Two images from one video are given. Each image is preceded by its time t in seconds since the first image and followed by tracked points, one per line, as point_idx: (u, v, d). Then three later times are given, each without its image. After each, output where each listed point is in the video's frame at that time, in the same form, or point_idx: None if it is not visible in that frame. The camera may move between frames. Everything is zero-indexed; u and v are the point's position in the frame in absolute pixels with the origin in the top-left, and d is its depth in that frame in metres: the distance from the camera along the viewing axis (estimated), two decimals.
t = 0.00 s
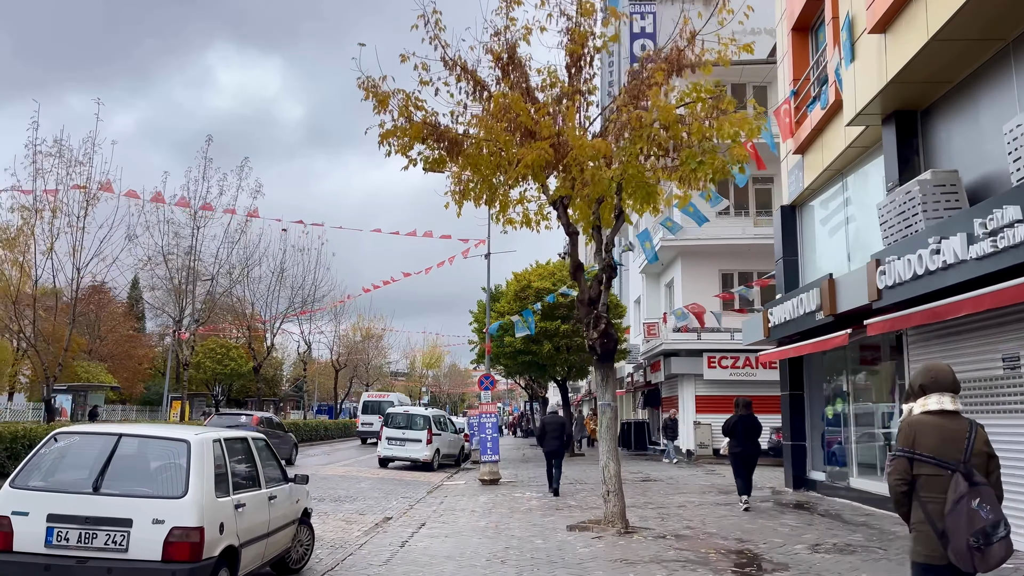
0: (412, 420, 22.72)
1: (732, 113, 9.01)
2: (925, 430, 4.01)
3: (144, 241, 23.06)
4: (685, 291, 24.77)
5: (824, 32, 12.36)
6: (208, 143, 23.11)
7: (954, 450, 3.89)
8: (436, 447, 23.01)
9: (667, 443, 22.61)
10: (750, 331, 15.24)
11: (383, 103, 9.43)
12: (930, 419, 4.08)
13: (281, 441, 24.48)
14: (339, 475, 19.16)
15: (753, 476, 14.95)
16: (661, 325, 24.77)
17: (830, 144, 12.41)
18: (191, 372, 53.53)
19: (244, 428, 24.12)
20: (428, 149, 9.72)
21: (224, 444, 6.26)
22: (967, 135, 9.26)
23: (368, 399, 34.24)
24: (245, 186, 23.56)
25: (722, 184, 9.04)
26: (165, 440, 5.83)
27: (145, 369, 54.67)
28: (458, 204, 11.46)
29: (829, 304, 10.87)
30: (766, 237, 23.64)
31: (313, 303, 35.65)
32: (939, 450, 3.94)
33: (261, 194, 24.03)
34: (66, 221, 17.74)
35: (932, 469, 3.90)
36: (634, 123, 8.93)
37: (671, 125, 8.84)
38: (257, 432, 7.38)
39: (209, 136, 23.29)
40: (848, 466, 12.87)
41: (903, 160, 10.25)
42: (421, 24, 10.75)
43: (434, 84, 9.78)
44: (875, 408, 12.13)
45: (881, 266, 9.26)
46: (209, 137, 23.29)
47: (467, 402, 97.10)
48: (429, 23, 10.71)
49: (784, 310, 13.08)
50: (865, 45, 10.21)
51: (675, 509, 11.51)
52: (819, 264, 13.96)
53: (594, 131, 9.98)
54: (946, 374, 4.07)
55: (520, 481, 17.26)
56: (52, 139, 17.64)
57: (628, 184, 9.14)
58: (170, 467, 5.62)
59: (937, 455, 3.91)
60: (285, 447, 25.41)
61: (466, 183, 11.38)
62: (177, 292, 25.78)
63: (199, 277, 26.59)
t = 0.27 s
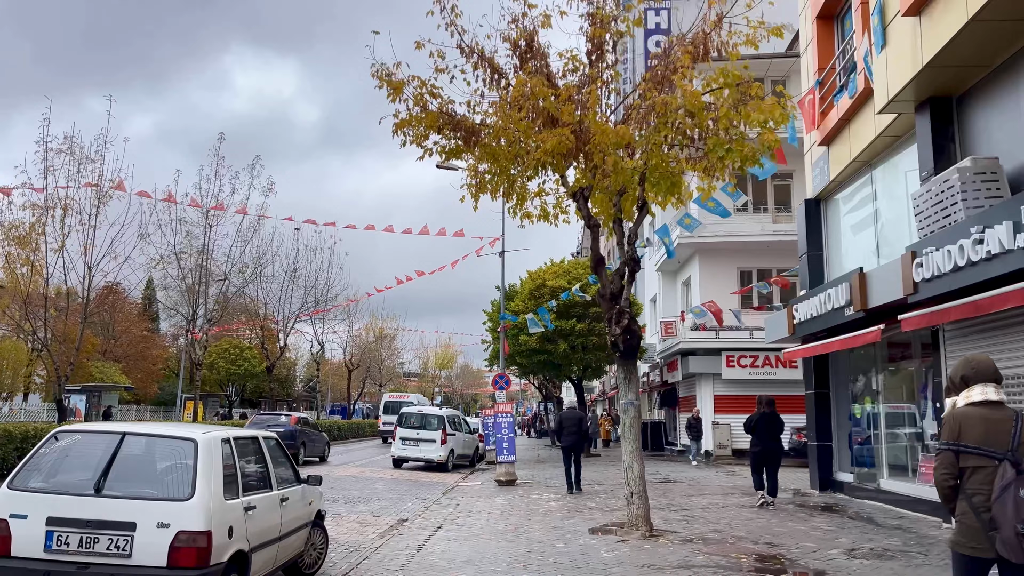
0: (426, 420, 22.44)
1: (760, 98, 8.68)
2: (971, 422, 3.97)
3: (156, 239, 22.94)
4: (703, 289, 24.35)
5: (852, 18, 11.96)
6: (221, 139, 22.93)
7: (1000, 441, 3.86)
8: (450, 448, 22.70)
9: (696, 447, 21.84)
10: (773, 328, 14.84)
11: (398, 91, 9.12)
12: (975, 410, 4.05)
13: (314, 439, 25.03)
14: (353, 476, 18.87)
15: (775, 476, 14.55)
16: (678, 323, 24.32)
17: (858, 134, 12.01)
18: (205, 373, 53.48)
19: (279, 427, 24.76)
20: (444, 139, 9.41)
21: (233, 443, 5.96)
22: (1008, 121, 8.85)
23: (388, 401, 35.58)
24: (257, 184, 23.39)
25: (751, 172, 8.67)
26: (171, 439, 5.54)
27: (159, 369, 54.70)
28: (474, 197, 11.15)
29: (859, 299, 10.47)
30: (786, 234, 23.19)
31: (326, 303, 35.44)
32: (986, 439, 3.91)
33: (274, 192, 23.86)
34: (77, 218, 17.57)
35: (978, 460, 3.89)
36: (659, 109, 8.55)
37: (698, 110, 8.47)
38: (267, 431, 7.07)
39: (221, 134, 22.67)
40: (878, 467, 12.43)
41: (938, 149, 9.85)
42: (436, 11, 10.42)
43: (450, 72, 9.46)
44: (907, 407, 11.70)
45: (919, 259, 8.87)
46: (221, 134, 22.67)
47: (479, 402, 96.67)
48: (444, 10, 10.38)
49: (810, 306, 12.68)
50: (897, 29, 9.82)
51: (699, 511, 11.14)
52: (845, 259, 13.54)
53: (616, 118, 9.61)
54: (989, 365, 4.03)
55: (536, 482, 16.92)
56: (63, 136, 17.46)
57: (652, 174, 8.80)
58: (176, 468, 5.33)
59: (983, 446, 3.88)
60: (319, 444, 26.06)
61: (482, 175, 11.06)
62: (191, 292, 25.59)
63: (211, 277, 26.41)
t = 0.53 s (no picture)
0: (437, 421, 22.14)
1: (789, 86, 8.33)
2: (1005, 438, 3.93)
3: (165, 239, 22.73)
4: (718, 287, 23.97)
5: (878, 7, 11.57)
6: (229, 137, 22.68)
7: None
8: (462, 449, 22.38)
9: (722, 449, 21.20)
10: (795, 328, 14.44)
11: (411, 81, 8.79)
12: (1009, 424, 4.00)
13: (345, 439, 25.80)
14: (364, 478, 18.59)
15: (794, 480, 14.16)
16: (693, 322, 23.93)
17: (885, 126, 11.62)
18: (215, 373, 53.40)
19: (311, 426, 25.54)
20: (460, 131, 9.08)
21: (240, 448, 5.65)
22: None
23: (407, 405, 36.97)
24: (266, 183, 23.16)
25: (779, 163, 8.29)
26: (174, 445, 5.22)
27: (169, 369, 54.68)
28: (489, 192, 10.83)
29: (890, 297, 10.08)
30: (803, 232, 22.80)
31: (336, 302, 35.17)
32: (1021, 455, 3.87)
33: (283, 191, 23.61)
34: (85, 217, 17.36)
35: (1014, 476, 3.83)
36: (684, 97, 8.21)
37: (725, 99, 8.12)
38: (276, 435, 6.76)
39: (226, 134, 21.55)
40: (907, 471, 12.02)
41: (973, 140, 9.45)
42: None
43: (465, 62, 9.13)
44: (937, 409, 11.28)
45: (956, 255, 8.50)
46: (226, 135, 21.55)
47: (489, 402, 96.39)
48: None
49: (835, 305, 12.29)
50: (929, 16, 9.43)
51: (722, 516, 10.76)
52: (870, 256, 13.14)
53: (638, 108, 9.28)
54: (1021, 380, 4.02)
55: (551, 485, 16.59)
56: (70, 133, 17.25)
57: (676, 166, 8.47)
58: (179, 475, 5.02)
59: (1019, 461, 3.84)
60: (349, 442, 26.87)
61: (497, 170, 10.73)
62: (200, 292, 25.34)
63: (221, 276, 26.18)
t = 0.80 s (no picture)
0: (445, 421, 21.84)
1: (814, 70, 7.99)
2: None
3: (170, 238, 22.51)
4: (731, 285, 23.60)
5: None
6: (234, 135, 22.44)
7: None
8: (471, 450, 22.08)
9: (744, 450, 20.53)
10: (813, 325, 14.09)
11: (420, 67, 8.48)
12: None
13: (368, 437, 26.57)
14: (371, 479, 18.32)
15: (810, 480, 13.81)
16: (705, 321, 23.57)
17: (908, 115, 11.25)
18: (221, 373, 53.29)
19: (335, 425, 26.31)
20: (471, 120, 8.77)
21: (242, 448, 5.35)
22: None
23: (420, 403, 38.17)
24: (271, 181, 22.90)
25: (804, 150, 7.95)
26: (171, 444, 4.91)
27: (175, 370, 54.61)
28: (500, 184, 10.53)
29: (915, 291, 9.73)
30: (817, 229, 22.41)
31: (342, 302, 34.90)
32: None
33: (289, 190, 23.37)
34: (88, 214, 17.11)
35: None
36: (706, 81, 7.89)
37: (748, 83, 7.78)
38: (281, 433, 6.45)
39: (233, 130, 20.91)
40: (930, 472, 11.65)
41: (1004, 129, 9.09)
42: None
43: (475, 47, 8.82)
44: (963, 408, 10.92)
45: (989, 248, 8.15)
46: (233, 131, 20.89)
47: (496, 402, 96.10)
48: None
49: (856, 300, 11.92)
50: None
51: (740, 519, 10.40)
52: (890, 250, 12.77)
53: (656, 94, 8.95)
54: None
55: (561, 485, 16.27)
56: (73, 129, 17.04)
57: (696, 154, 8.16)
58: (176, 477, 4.72)
59: None
60: (370, 439, 27.75)
61: (508, 162, 10.43)
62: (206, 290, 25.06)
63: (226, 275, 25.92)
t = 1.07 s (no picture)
0: (451, 422, 21.52)
1: (841, 54, 7.65)
2: None
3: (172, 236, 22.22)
4: (741, 284, 23.23)
5: None
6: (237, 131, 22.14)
7: None
8: (477, 450, 21.76)
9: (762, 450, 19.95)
10: (829, 324, 13.72)
11: (428, 54, 8.16)
12: None
13: (388, 435, 27.67)
14: (377, 481, 18.00)
15: (826, 483, 13.43)
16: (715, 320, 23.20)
17: (932, 107, 10.88)
18: (225, 373, 53.08)
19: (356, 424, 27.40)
20: (481, 108, 8.44)
21: (242, 453, 5.00)
22: None
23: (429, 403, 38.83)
24: (275, 177, 22.62)
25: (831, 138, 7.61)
26: (165, 449, 4.57)
27: (179, 370, 54.44)
28: (510, 178, 10.19)
29: (942, 289, 9.38)
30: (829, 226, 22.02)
31: (347, 301, 34.60)
32: None
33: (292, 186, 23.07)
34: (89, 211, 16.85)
35: None
36: (729, 67, 7.54)
37: (773, 69, 7.44)
38: (282, 437, 6.11)
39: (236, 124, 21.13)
40: (953, 476, 11.28)
41: None
42: None
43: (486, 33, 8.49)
44: (988, 409, 10.55)
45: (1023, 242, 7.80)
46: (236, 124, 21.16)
47: (500, 402, 95.79)
48: None
49: (876, 298, 11.56)
50: None
51: (759, 524, 10.05)
52: (911, 247, 12.41)
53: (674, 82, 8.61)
54: None
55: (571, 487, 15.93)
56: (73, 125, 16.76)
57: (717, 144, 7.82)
58: (170, 486, 4.39)
59: None
60: (388, 437, 28.81)
61: (518, 154, 10.09)
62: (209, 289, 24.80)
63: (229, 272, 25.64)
